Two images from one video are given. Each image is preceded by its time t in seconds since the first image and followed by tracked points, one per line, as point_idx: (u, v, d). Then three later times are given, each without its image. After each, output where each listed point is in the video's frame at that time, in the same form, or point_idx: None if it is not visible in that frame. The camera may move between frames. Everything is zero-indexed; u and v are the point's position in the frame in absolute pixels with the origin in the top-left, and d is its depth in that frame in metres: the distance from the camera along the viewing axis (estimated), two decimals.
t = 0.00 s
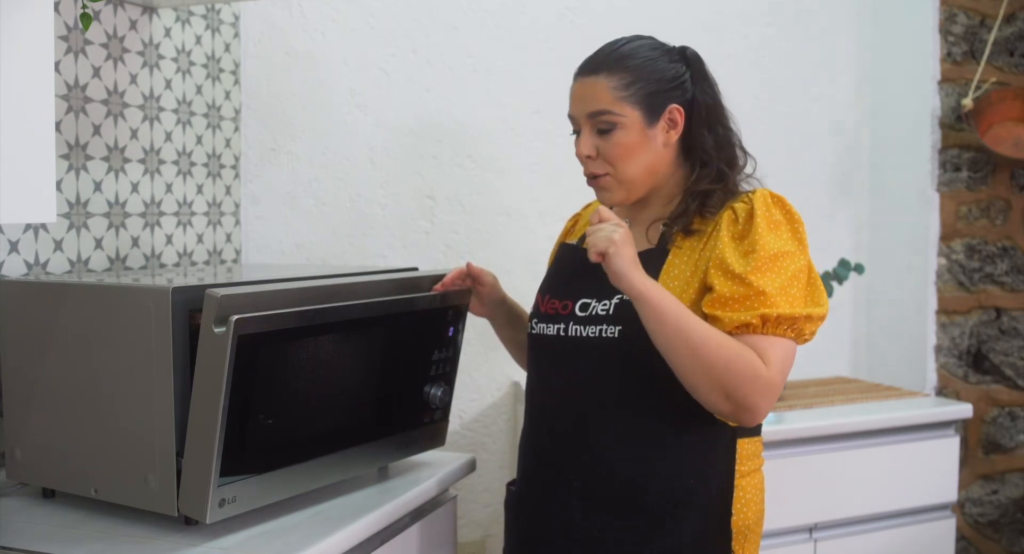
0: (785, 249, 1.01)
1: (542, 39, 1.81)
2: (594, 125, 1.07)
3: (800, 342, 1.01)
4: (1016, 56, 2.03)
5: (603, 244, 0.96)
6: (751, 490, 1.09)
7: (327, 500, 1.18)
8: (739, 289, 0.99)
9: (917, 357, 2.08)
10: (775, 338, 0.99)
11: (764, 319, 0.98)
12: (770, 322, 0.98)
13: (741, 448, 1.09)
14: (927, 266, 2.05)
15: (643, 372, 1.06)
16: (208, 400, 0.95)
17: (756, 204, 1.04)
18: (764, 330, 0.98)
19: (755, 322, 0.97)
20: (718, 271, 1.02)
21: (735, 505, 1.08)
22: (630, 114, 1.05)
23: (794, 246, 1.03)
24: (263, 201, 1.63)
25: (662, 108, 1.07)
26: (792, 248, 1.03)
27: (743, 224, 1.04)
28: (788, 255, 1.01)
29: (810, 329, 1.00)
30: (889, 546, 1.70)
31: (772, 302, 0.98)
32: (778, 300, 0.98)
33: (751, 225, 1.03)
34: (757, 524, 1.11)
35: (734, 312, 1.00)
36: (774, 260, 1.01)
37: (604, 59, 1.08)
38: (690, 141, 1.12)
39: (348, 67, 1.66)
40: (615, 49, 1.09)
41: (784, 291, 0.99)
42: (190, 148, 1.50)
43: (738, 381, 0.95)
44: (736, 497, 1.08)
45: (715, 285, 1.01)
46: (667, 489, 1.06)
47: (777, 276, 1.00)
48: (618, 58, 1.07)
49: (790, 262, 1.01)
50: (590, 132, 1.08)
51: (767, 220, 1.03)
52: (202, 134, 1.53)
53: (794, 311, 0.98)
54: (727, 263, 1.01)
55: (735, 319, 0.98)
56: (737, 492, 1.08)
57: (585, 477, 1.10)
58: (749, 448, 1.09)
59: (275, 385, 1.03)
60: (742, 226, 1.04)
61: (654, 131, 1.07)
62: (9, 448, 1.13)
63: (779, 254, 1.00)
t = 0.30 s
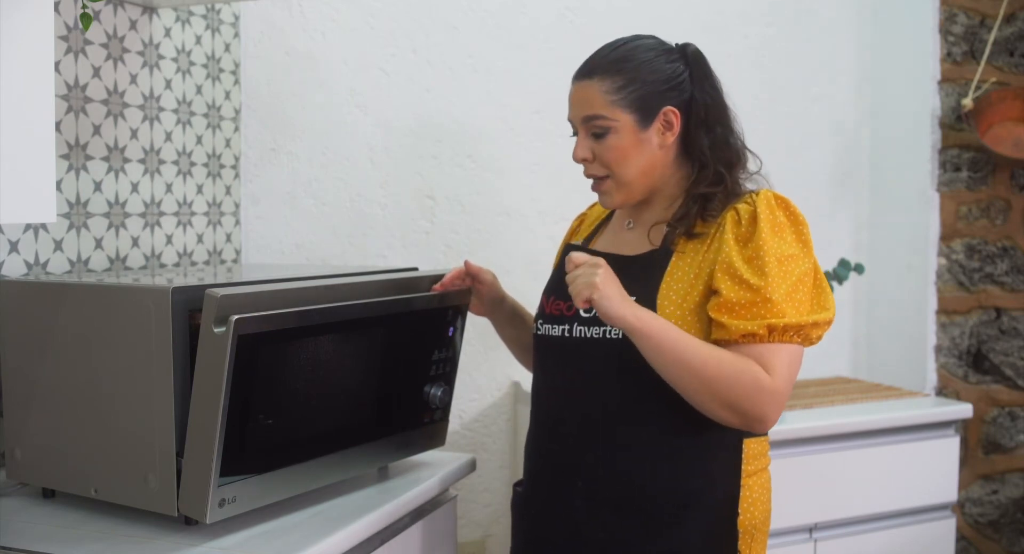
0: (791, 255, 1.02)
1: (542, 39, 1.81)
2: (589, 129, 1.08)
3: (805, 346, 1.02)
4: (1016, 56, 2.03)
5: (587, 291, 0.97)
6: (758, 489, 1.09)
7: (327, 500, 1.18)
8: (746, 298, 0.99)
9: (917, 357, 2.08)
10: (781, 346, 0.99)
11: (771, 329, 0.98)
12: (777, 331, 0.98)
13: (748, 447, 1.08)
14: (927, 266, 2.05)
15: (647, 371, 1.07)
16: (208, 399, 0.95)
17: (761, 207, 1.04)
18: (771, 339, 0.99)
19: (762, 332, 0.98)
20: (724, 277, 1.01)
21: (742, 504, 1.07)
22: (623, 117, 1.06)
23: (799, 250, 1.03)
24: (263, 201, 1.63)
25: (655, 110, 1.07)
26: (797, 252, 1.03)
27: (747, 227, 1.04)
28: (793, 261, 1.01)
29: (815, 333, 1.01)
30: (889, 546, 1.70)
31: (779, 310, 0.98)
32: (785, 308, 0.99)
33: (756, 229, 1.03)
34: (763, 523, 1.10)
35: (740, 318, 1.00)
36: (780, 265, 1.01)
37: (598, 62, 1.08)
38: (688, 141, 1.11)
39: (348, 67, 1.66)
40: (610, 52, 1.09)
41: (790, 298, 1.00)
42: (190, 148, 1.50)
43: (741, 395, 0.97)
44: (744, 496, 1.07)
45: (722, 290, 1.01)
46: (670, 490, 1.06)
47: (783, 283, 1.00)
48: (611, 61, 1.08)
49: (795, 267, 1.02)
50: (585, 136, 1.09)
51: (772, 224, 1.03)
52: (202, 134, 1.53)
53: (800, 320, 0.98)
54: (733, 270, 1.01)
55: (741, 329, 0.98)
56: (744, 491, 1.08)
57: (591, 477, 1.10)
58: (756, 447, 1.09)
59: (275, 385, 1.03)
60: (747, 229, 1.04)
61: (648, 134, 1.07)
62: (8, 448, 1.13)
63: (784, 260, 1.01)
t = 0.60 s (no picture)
0: (801, 252, 1.01)
1: (542, 39, 1.81)
2: (595, 131, 1.09)
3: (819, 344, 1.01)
4: (1016, 56, 2.03)
5: (583, 319, 0.98)
6: (775, 487, 1.10)
7: (327, 500, 1.18)
8: (757, 298, 0.99)
9: (917, 357, 2.08)
10: (795, 345, 0.99)
11: (784, 328, 0.98)
12: (790, 330, 0.98)
13: (764, 445, 1.09)
14: (927, 266, 2.05)
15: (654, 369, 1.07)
16: (209, 399, 0.96)
17: (771, 205, 1.03)
18: (783, 338, 0.98)
19: (774, 332, 0.98)
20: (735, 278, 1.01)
21: (761, 502, 1.09)
22: (628, 119, 1.06)
23: (809, 247, 1.03)
24: (263, 201, 1.63)
25: (660, 110, 1.07)
26: (807, 249, 1.02)
27: (757, 225, 1.03)
28: (804, 258, 1.01)
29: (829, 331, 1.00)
30: (889, 547, 1.70)
31: (791, 309, 0.98)
32: (797, 307, 0.98)
33: (766, 227, 1.03)
34: (782, 522, 1.11)
35: (753, 318, 1.00)
36: (791, 263, 1.01)
37: (602, 63, 1.08)
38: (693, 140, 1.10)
39: (348, 68, 1.66)
40: (613, 52, 1.09)
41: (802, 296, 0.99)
42: (189, 148, 1.50)
43: (756, 399, 0.97)
44: (762, 494, 1.08)
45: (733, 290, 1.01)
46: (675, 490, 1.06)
47: (795, 281, 1.00)
48: (615, 62, 1.08)
49: (806, 265, 1.01)
50: (592, 138, 1.09)
51: (782, 221, 1.03)
52: (202, 134, 1.53)
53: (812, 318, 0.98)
54: (744, 270, 1.01)
55: (754, 329, 0.98)
56: (762, 489, 1.09)
57: (607, 477, 1.10)
58: (772, 445, 1.10)
59: (275, 385, 1.03)
60: (757, 227, 1.04)
61: (654, 135, 1.07)
62: (8, 448, 1.13)
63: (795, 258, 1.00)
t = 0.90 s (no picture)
0: (822, 245, 1.01)
1: (542, 39, 1.81)
2: (620, 122, 1.08)
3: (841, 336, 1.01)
4: (1016, 56, 2.03)
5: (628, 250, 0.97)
6: (801, 485, 1.10)
7: (327, 499, 1.18)
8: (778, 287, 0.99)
9: (917, 357, 2.08)
10: (817, 335, 0.98)
11: (804, 316, 0.97)
12: (810, 319, 0.98)
13: (789, 443, 1.09)
14: (927, 266, 2.05)
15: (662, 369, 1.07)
16: (209, 398, 0.95)
17: (793, 200, 1.03)
18: (805, 326, 0.98)
19: (795, 319, 0.97)
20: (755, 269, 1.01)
21: (787, 501, 1.09)
22: (655, 110, 1.06)
23: (831, 241, 1.03)
24: (263, 201, 1.63)
25: (687, 104, 1.07)
26: (829, 243, 1.02)
27: (778, 219, 1.03)
28: (825, 251, 1.01)
29: (850, 323, 1.00)
30: (889, 547, 1.70)
31: (812, 299, 0.98)
32: (818, 297, 0.98)
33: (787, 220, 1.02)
34: (807, 519, 1.11)
35: (773, 308, 0.99)
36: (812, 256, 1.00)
37: (630, 56, 1.08)
38: (715, 137, 1.11)
39: (348, 68, 1.66)
40: (642, 46, 1.09)
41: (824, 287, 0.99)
42: (189, 149, 1.50)
43: (780, 379, 0.95)
44: (788, 493, 1.08)
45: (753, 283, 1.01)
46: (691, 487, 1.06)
47: (816, 273, 0.99)
48: (644, 54, 1.08)
49: (828, 258, 1.01)
50: (617, 128, 1.08)
51: (804, 215, 1.02)
52: (202, 134, 1.53)
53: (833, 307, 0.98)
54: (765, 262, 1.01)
55: (774, 317, 0.98)
56: (788, 488, 1.08)
57: (629, 477, 1.10)
58: (796, 442, 1.09)
59: (275, 384, 1.03)
60: (779, 221, 1.03)
61: (680, 128, 1.07)
62: (8, 448, 1.13)
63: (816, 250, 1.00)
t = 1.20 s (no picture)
0: (849, 248, 1.01)
1: (542, 39, 1.82)
2: (660, 113, 1.06)
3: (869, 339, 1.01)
4: (1016, 56, 2.03)
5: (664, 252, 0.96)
6: (822, 484, 1.11)
7: (327, 499, 1.18)
8: (811, 288, 0.99)
9: (917, 357, 2.08)
10: (850, 337, 0.98)
11: (838, 318, 0.97)
12: (844, 321, 0.97)
13: (811, 441, 1.11)
14: (927, 266, 2.05)
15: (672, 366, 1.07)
16: (209, 398, 0.96)
17: (819, 201, 1.03)
18: (838, 329, 0.98)
19: (829, 321, 0.97)
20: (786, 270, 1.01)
21: (810, 498, 1.10)
22: (699, 100, 1.06)
23: (855, 244, 1.03)
24: (263, 201, 1.63)
25: (722, 96, 1.08)
26: (854, 246, 1.03)
27: (805, 222, 1.03)
28: (852, 254, 1.01)
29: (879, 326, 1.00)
30: (888, 547, 1.70)
31: (845, 300, 0.97)
32: (851, 299, 0.98)
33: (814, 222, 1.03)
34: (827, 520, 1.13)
35: (806, 309, 0.99)
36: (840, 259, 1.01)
37: (664, 49, 1.08)
38: (740, 133, 1.12)
39: (348, 68, 1.67)
40: (673, 41, 1.09)
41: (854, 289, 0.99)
42: (190, 149, 1.50)
43: (816, 381, 0.94)
44: (811, 491, 1.10)
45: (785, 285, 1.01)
46: (694, 486, 1.07)
47: (846, 275, 1.00)
48: (678, 48, 1.08)
49: (854, 260, 1.01)
50: (656, 120, 1.06)
51: (830, 219, 1.03)
52: (202, 134, 1.53)
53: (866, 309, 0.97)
54: (796, 263, 1.01)
55: (809, 318, 0.97)
56: (811, 486, 1.10)
57: (635, 478, 1.11)
58: (817, 441, 1.12)
59: (275, 385, 1.03)
60: (805, 223, 1.03)
61: (720, 119, 1.07)
62: (8, 448, 1.13)
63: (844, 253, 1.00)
